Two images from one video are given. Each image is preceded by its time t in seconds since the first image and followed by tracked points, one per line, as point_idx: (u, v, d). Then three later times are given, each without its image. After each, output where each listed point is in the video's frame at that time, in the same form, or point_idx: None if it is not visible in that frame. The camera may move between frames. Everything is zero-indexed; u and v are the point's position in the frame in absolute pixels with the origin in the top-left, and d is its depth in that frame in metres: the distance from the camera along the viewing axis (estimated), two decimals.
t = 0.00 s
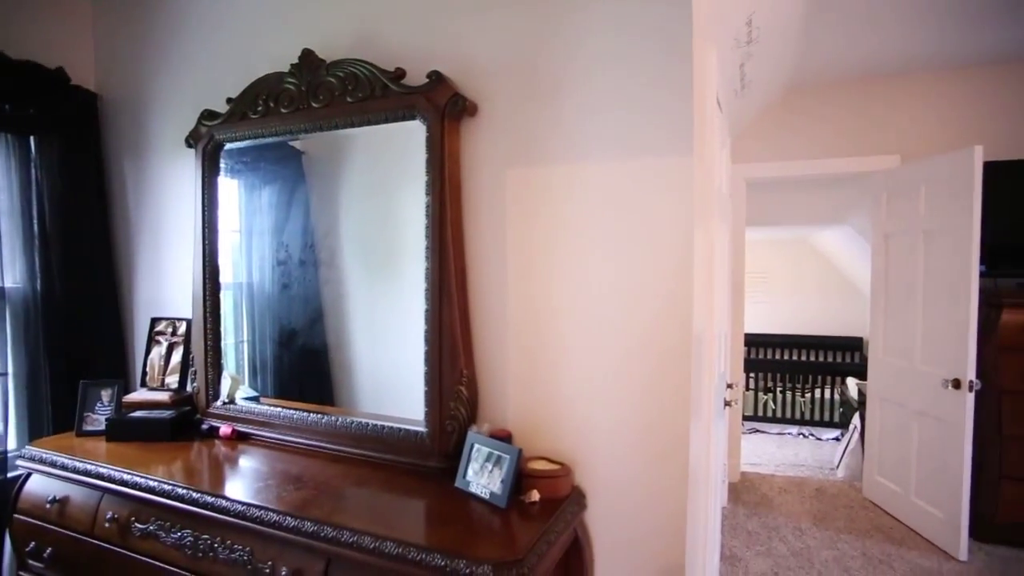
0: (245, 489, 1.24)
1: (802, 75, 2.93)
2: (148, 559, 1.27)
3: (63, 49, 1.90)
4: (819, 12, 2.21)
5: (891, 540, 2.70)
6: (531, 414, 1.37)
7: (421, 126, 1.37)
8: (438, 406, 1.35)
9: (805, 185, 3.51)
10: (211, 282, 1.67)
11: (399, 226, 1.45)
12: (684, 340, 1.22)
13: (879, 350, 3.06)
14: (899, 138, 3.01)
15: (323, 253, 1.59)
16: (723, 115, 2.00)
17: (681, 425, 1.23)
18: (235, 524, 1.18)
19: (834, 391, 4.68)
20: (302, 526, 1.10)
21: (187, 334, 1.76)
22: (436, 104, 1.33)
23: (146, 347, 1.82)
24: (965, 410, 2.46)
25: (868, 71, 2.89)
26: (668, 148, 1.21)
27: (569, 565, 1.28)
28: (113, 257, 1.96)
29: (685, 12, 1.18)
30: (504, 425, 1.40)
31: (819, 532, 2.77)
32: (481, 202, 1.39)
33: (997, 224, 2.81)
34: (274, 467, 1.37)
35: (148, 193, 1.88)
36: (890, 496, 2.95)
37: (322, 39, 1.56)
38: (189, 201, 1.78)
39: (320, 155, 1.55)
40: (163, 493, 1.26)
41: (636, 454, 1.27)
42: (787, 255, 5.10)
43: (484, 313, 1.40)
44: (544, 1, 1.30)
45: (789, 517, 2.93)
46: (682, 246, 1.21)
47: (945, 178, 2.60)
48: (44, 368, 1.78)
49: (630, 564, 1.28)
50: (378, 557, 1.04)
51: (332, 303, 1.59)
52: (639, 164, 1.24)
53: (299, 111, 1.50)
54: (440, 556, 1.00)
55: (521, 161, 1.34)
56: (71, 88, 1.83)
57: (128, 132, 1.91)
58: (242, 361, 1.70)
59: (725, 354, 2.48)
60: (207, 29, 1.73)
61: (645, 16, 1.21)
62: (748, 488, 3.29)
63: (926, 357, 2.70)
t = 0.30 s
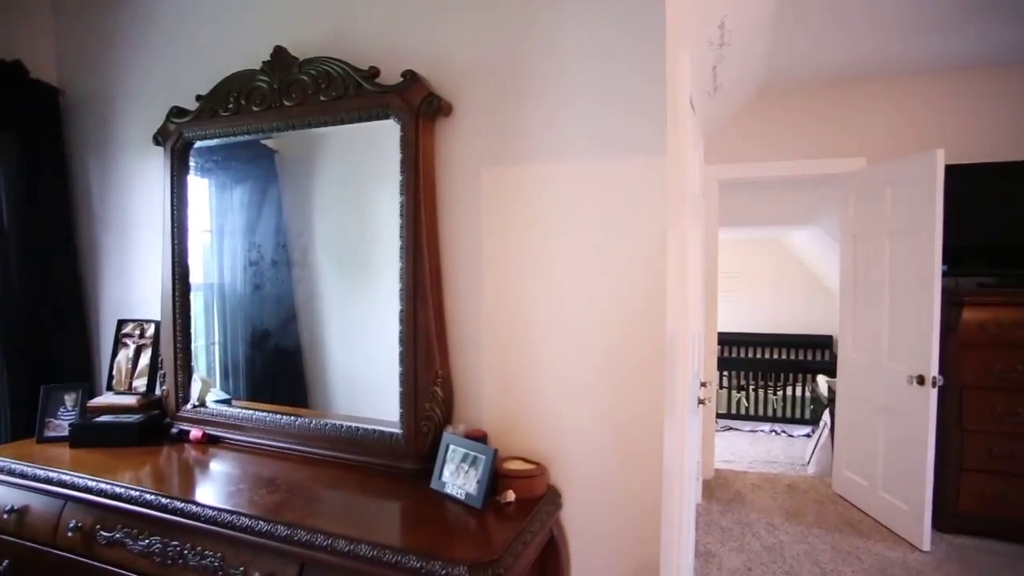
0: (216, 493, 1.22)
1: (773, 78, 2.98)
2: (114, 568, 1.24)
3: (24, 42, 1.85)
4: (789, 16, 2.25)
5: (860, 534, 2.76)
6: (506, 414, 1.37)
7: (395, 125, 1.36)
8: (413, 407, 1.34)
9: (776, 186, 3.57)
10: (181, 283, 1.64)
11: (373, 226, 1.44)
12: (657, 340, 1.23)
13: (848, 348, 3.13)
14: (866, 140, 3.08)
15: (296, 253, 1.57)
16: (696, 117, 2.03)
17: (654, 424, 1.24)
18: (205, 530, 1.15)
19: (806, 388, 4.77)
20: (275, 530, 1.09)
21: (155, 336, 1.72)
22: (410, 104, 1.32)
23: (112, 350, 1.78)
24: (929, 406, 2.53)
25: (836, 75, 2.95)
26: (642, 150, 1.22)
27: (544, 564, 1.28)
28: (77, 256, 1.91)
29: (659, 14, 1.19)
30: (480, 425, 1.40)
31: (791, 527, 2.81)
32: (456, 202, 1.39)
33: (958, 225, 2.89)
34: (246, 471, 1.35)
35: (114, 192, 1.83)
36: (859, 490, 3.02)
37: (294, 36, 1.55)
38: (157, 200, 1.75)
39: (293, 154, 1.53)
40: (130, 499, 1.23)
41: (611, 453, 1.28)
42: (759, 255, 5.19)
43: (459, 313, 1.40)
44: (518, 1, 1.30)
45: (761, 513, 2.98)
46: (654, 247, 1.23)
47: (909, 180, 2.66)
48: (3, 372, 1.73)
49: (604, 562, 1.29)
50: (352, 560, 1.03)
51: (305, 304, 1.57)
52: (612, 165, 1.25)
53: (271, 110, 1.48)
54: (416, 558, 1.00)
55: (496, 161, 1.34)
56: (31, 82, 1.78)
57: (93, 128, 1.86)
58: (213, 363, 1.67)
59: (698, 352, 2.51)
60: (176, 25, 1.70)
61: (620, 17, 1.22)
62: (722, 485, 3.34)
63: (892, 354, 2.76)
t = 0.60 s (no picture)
0: (183, 499, 1.19)
1: (743, 81, 3.02)
2: None
3: None
4: (758, 19, 2.29)
5: (827, 526, 2.82)
6: (479, 414, 1.37)
7: (367, 124, 1.34)
8: (385, 409, 1.33)
9: (746, 187, 3.63)
10: (145, 284, 1.60)
11: (344, 226, 1.43)
12: (629, 339, 1.24)
13: (815, 346, 3.20)
14: (832, 142, 3.15)
15: (265, 253, 1.54)
16: (667, 117, 2.05)
17: (626, 422, 1.25)
18: (172, 537, 1.13)
19: (775, 385, 4.86)
20: (244, 536, 1.07)
21: (119, 339, 1.68)
22: (382, 103, 1.31)
23: (73, 353, 1.73)
24: (892, 401, 2.59)
25: (803, 78, 3.01)
26: (613, 150, 1.23)
27: (518, 563, 1.28)
28: (34, 257, 1.84)
29: (631, 17, 1.20)
30: (453, 426, 1.39)
31: (761, 521, 2.86)
32: (428, 202, 1.38)
33: (919, 226, 2.97)
34: (214, 475, 1.33)
35: (74, 190, 1.78)
36: (826, 484, 3.09)
37: (262, 32, 1.52)
38: (121, 199, 1.71)
39: (262, 152, 1.50)
40: (93, 508, 1.20)
41: (583, 452, 1.28)
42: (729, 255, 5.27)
43: (432, 313, 1.39)
44: None
45: (732, 508, 3.02)
46: (625, 246, 1.24)
47: (873, 181, 2.73)
48: None
49: (577, 559, 1.29)
50: (323, 564, 1.02)
51: (275, 305, 1.54)
52: (583, 165, 1.25)
53: (239, 107, 1.45)
54: (388, 560, 0.99)
55: (468, 161, 1.34)
56: None
57: (51, 124, 1.80)
58: (180, 366, 1.64)
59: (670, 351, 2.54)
60: (139, 19, 1.66)
61: (592, 19, 1.22)
62: (694, 482, 3.38)
63: (857, 352, 2.83)
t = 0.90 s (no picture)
0: (145, 506, 1.16)
1: (711, 83, 3.07)
2: None
3: None
4: (726, 22, 2.33)
5: (793, 520, 2.88)
6: (451, 414, 1.36)
7: (336, 122, 1.33)
8: (355, 410, 1.32)
9: (714, 187, 3.68)
10: (105, 284, 1.55)
11: (313, 225, 1.40)
12: (598, 338, 1.25)
13: (781, 343, 3.26)
14: (797, 144, 3.21)
15: (231, 253, 1.51)
16: (637, 118, 2.07)
17: (596, 420, 1.26)
18: (134, 545, 1.10)
19: (743, 382, 4.95)
20: (210, 541, 1.05)
21: (76, 342, 1.64)
22: (351, 101, 1.30)
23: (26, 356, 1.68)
24: (855, 396, 2.66)
25: (770, 81, 3.07)
26: (582, 150, 1.24)
27: (490, 562, 1.28)
28: None
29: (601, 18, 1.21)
30: (423, 426, 1.38)
31: (730, 517, 2.91)
32: (398, 201, 1.37)
33: (880, 226, 3.05)
34: (179, 481, 1.30)
35: (28, 187, 1.72)
36: (792, 479, 3.15)
37: (227, 27, 1.49)
38: (79, 196, 1.66)
39: (227, 150, 1.47)
40: (49, 517, 1.16)
41: (554, 451, 1.29)
42: (698, 254, 5.35)
43: (402, 313, 1.38)
44: None
45: (702, 504, 3.07)
46: (595, 245, 1.24)
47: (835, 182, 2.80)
48: None
49: (548, 557, 1.30)
50: (292, 569, 1.00)
51: (242, 305, 1.51)
52: (553, 164, 1.26)
53: (204, 103, 1.41)
54: (359, 563, 0.98)
55: (438, 160, 1.33)
56: None
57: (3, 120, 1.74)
58: (143, 369, 1.60)
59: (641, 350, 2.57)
60: (97, 12, 1.61)
61: (562, 20, 1.23)
62: (665, 479, 3.42)
63: (822, 349, 2.90)
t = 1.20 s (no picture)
0: (106, 514, 1.13)
1: (681, 85, 3.10)
2: None
3: None
4: (695, 25, 2.36)
5: (763, 515, 2.93)
6: (422, 415, 1.35)
7: (304, 121, 1.31)
8: (326, 413, 1.30)
9: (684, 187, 3.73)
10: (64, 285, 1.50)
11: (282, 225, 1.38)
12: (570, 338, 1.26)
13: (750, 341, 3.31)
14: (764, 146, 3.28)
15: (197, 253, 1.48)
16: (608, 118, 2.08)
17: (568, 419, 1.27)
18: (94, 554, 1.07)
19: (713, 380, 5.02)
20: (175, 549, 1.02)
21: (33, 346, 1.57)
22: (320, 99, 1.28)
23: None
24: (821, 393, 2.72)
25: (738, 84, 3.12)
26: (553, 149, 1.24)
27: (463, 563, 1.27)
28: None
29: (572, 18, 1.22)
30: (395, 427, 1.37)
31: (701, 513, 2.95)
32: (368, 201, 1.35)
33: (845, 226, 3.12)
34: (142, 487, 1.26)
35: None
36: (762, 474, 3.21)
37: (191, 22, 1.45)
38: (34, 194, 1.60)
39: (192, 147, 1.44)
40: (3, 529, 1.12)
41: (526, 450, 1.29)
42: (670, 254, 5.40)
43: (373, 313, 1.37)
44: None
45: (673, 501, 3.10)
46: (567, 245, 1.25)
47: (801, 183, 2.86)
48: None
49: (521, 556, 1.30)
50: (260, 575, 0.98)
51: (209, 306, 1.48)
52: (525, 164, 1.26)
53: (167, 100, 1.38)
54: (330, 567, 0.97)
55: (409, 159, 1.32)
56: None
57: None
58: (105, 373, 1.55)
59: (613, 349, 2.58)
60: (54, 5, 1.56)
61: (531, 22, 1.23)
62: (637, 476, 3.46)
63: (789, 346, 2.95)
